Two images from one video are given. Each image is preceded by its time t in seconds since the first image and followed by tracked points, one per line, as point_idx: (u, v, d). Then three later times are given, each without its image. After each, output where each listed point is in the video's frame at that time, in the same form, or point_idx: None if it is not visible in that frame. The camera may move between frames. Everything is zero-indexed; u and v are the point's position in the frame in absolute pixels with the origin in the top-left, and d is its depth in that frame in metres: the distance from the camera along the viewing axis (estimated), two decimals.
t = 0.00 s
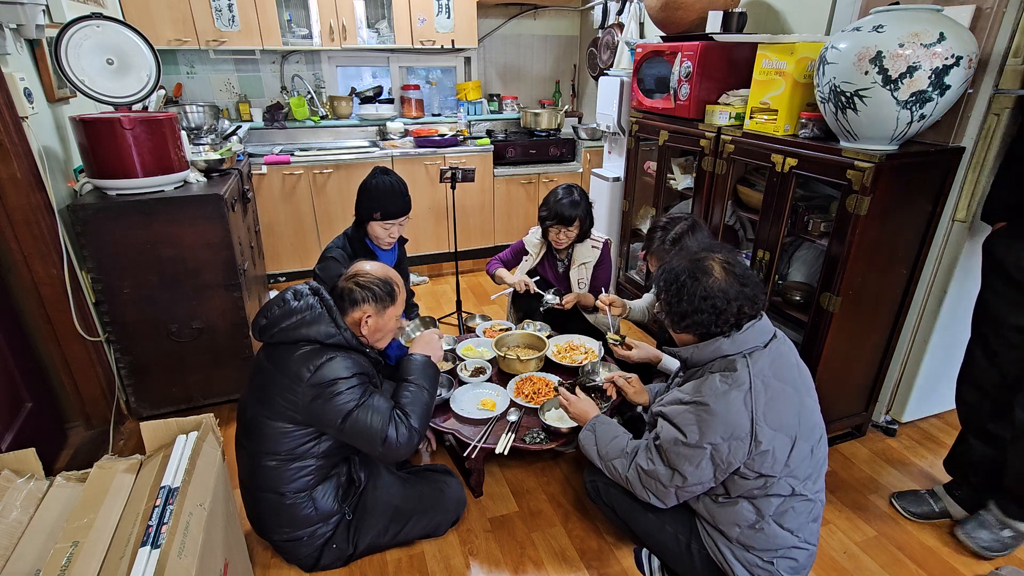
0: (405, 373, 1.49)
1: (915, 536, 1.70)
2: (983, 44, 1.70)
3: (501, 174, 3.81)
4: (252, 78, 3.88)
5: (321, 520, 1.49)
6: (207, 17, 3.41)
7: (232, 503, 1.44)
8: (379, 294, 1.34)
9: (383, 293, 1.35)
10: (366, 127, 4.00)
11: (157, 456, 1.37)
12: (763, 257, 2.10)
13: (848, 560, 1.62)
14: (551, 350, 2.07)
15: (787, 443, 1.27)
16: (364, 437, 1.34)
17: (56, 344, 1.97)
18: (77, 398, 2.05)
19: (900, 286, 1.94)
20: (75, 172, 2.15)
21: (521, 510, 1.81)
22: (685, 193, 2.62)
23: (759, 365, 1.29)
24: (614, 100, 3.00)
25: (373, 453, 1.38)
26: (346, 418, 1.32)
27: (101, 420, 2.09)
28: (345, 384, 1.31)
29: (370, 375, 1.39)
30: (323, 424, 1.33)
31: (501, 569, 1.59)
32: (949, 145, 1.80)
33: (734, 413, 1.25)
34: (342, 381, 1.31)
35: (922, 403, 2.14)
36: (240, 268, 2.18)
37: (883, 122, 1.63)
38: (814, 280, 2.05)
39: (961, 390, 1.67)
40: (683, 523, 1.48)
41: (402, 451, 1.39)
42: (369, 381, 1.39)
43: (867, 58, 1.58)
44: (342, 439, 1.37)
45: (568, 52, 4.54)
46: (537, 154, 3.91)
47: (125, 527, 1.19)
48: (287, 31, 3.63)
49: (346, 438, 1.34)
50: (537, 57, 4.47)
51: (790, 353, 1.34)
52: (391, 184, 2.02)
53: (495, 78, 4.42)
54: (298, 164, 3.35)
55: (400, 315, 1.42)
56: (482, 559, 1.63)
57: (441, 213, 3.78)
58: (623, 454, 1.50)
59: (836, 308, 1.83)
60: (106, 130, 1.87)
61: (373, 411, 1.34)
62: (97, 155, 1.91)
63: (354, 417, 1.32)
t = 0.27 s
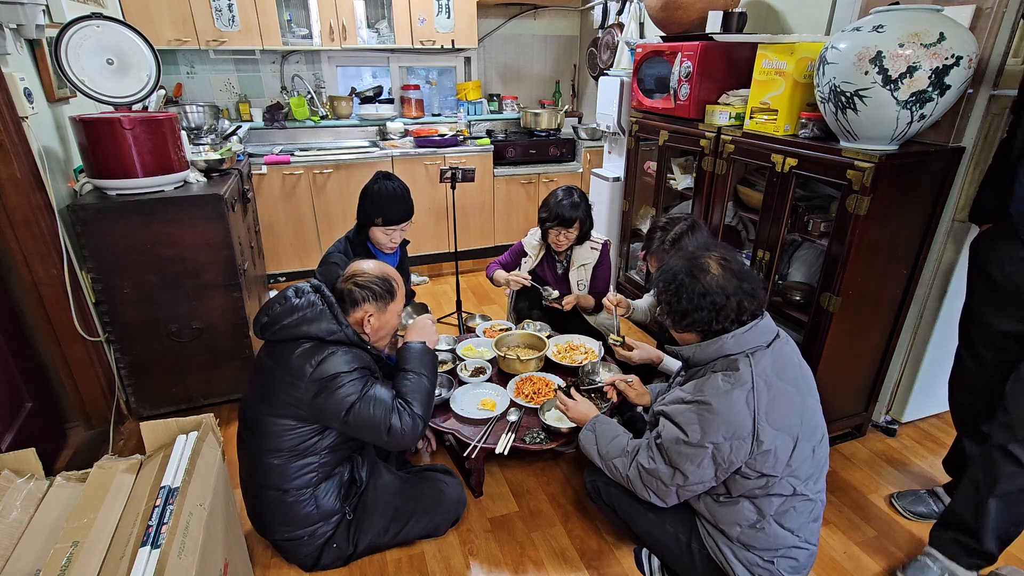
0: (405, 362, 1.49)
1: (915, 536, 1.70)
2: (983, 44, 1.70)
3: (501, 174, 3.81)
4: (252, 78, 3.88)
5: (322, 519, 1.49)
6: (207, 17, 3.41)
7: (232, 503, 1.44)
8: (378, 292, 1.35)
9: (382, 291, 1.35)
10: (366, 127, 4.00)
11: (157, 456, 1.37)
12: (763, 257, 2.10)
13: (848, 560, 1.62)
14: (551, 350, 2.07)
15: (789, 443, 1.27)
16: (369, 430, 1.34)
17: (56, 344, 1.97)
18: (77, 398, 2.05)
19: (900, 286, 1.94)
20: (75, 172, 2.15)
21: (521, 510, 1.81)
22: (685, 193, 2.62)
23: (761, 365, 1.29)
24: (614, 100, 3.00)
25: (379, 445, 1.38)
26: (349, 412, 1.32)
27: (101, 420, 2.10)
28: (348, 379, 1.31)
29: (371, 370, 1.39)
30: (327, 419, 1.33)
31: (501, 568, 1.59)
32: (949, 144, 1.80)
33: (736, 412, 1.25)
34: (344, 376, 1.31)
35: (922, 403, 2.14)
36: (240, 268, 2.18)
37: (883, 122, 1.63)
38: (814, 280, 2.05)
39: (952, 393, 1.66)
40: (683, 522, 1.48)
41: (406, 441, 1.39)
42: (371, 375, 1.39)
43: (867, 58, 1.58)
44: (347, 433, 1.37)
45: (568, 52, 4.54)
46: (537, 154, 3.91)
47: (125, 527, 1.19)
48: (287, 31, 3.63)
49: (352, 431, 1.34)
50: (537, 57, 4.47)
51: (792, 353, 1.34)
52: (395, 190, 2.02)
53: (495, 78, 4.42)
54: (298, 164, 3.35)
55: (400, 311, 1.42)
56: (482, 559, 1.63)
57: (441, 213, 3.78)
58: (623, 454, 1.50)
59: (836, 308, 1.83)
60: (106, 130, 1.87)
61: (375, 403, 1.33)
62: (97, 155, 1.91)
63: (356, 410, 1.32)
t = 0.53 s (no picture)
0: (404, 356, 1.48)
1: (915, 536, 1.70)
2: (983, 44, 1.70)
3: (501, 174, 3.81)
4: (252, 78, 3.88)
5: (323, 518, 1.49)
6: (207, 17, 3.41)
7: (233, 502, 1.44)
8: (374, 289, 1.35)
9: (378, 287, 1.35)
10: (366, 127, 4.00)
11: (157, 456, 1.37)
12: (763, 257, 2.10)
13: (848, 560, 1.62)
14: (551, 350, 2.07)
15: (789, 443, 1.27)
16: (372, 424, 1.34)
17: (56, 344, 1.97)
18: (77, 398, 2.05)
19: (900, 286, 1.94)
20: (75, 172, 2.15)
21: (521, 510, 1.81)
22: (685, 193, 2.62)
23: (761, 364, 1.29)
24: (614, 100, 3.00)
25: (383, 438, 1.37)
26: (352, 407, 1.32)
27: (101, 420, 2.09)
28: (349, 375, 1.31)
29: (372, 366, 1.39)
30: (330, 415, 1.33)
31: (501, 569, 1.59)
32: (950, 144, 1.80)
33: (736, 411, 1.25)
34: (345, 372, 1.31)
35: (922, 403, 2.14)
36: (240, 268, 2.18)
37: (883, 122, 1.63)
38: (814, 280, 2.04)
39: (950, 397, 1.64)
40: (683, 522, 1.48)
41: (410, 433, 1.39)
42: (372, 371, 1.39)
43: (867, 58, 1.58)
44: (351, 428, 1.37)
45: (568, 52, 4.54)
46: (537, 154, 3.91)
47: (125, 527, 1.19)
48: (287, 31, 3.63)
49: (355, 427, 1.34)
50: (537, 57, 4.47)
51: (792, 353, 1.34)
52: (396, 193, 2.02)
53: (495, 78, 4.42)
54: (298, 164, 3.35)
55: (399, 304, 1.43)
56: (482, 559, 1.63)
57: (441, 213, 3.78)
58: (623, 454, 1.50)
59: (836, 308, 1.83)
60: (106, 130, 1.87)
61: (376, 397, 1.33)
62: (97, 155, 1.91)
63: (359, 405, 1.32)
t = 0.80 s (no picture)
0: (400, 352, 1.46)
1: (915, 536, 1.70)
2: (983, 44, 1.70)
3: (501, 174, 3.81)
4: (252, 78, 3.88)
5: (323, 518, 1.49)
6: (207, 17, 3.41)
7: (232, 502, 1.44)
8: (370, 286, 1.34)
9: (373, 284, 1.35)
10: (366, 127, 4.00)
11: (157, 456, 1.37)
12: (763, 257, 2.10)
13: (848, 560, 1.62)
14: (551, 350, 2.07)
15: (787, 443, 1.27)
16: (374, 422, 1.34)
17: (56, 344, 1.97)
18: (77, 398, 2.05)
19: (900, 287, 1.93)
20: (75, 172, 2.15)
21: (521, 510, 1.81)
22: (685, 193, 2.62)
23: (759, 363, 1.29)
24: (614, 100, 2.99)
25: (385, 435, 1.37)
26: (353, 405, 1.32)
27: (101, 420, 2.09)
28: (349, 373, 1.31)
29: (373, 364, 1.39)
30: (331, 413, 1.33)
31: (501, 569, 1.59)
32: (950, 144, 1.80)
33: (735, 411, 1.25)
34: (346, 371, 1.31)
35: (922, 403, 2.14)
36: (240, 268, 2.18)
37: (883, 122, 1.63)
38: (814, 280, 2.04)
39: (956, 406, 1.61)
40: (682, 522, 1.48)
41: (412, 429, 1.39)
42: (372, 369, 1.39)
43: (867, 58, 1.58)
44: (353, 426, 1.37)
45: (569, 52, 4.54)
46: (537, 154, 3.91)
47: (125, 527, 1.19)
48: (287, 31, 3.63)
49: (357, 424, 1.34)
50: (537, 57, 4.46)
51: (791, 353, 1.34)
52: (398, 196, 2.02)
53: (495, 78, 4.42)
54: (298, 164, 3.35)
55: (396, 300, 1.43)
56: (482, 559, 1.63)
57: (441, 213, 3.78)
58: (622, 454, 1.50)
59: (836, 308, 1.83)
60: (106, 130, 1.87)
61: (377, 394, 1.33)
62: (97, 155, 1.91)
63: (360, 403, 1.31)
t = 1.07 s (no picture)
0: (399, 349, 1.43)
1: (915, 536, 1.70)
2: (983, 44, 1.70)
3: (501, 174, 3.81)
4: (252, 78, 3.88)
5: (324, 517, 1.49)
6: (207, 17, 3.41)
7: (233, 502, 1.44)
8: (363, 283, 1.35)
9: (367, 281, 1.35)
10: (366, 127, 4.00)
11: (157, 456, 1.37)
12: (763, 257, 2.10)
13: (848, 560, 1.62)
14: (551, 350, 2.07)
15: (788, 442, 1.27)
16: (375, 419, 1.34)
17: (56, 344, 1.97)
18: (77, 398, 2.05)
19: (900, 287, 1.93)
20: (75, 172, 2.15)
21: (521, 510, 1.81)
22: (685, 193, 2.62)
23: (760, 362, 1.29)
24: (615, 100, 3.00)
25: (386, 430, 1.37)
26: (353, 403, 1.32)
27: (101, 420, 2.09)
28: (349, 371, 1.31)
29: (373, 361, 1.39)
30: (332, 412, 1.33)
31: (501, 568, 1.59)
32: (950, 144, 1.80)
33: (736, 410, 1.25)
34: (346, 368, 1.31)
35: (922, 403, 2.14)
36: (240, 268, 2.18)
37: (883, 122, 1.63)
38: (814, 280, 2.04)
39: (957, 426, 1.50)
40: (682, 522, 1.48)
41: (415, 424, 1.39)
42: (372, 367, 1.39)
43: (867, 58, 1.58)
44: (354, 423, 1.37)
45: (569, 52, 4.54)
46: (537, 154, 3.91)
47: (125, 527, 1.19)
48: (287, 31, 3.63)
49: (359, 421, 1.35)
50: (537, 57, 4.47)
51: (792, 352, 1.34)
52: (400, 199, 2.02)
53: (495, 78, 4.42)
54: (298, 164, 3.35)
55: (389, 296, 1.44)
56: (482, 559, 1.63)
57: (441, 213, 3.78)
58: (622, 454, 1.50)
59: (837, 308, 1.83)
60: (106, 130, 1.87)
61: (378, 392, 1.33)
62: (97, 155, 1.91)
63: (360, 401, 1.32)
